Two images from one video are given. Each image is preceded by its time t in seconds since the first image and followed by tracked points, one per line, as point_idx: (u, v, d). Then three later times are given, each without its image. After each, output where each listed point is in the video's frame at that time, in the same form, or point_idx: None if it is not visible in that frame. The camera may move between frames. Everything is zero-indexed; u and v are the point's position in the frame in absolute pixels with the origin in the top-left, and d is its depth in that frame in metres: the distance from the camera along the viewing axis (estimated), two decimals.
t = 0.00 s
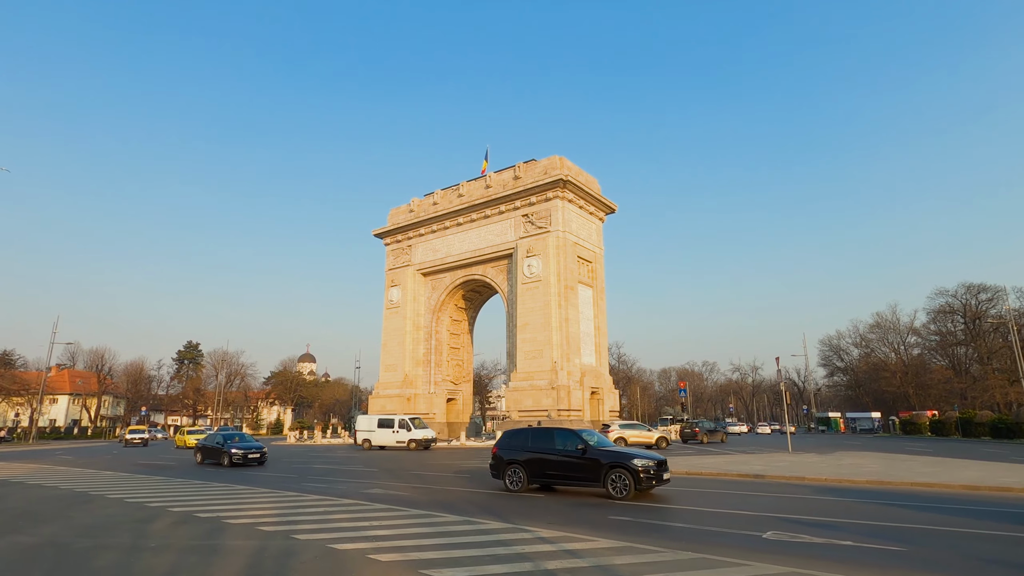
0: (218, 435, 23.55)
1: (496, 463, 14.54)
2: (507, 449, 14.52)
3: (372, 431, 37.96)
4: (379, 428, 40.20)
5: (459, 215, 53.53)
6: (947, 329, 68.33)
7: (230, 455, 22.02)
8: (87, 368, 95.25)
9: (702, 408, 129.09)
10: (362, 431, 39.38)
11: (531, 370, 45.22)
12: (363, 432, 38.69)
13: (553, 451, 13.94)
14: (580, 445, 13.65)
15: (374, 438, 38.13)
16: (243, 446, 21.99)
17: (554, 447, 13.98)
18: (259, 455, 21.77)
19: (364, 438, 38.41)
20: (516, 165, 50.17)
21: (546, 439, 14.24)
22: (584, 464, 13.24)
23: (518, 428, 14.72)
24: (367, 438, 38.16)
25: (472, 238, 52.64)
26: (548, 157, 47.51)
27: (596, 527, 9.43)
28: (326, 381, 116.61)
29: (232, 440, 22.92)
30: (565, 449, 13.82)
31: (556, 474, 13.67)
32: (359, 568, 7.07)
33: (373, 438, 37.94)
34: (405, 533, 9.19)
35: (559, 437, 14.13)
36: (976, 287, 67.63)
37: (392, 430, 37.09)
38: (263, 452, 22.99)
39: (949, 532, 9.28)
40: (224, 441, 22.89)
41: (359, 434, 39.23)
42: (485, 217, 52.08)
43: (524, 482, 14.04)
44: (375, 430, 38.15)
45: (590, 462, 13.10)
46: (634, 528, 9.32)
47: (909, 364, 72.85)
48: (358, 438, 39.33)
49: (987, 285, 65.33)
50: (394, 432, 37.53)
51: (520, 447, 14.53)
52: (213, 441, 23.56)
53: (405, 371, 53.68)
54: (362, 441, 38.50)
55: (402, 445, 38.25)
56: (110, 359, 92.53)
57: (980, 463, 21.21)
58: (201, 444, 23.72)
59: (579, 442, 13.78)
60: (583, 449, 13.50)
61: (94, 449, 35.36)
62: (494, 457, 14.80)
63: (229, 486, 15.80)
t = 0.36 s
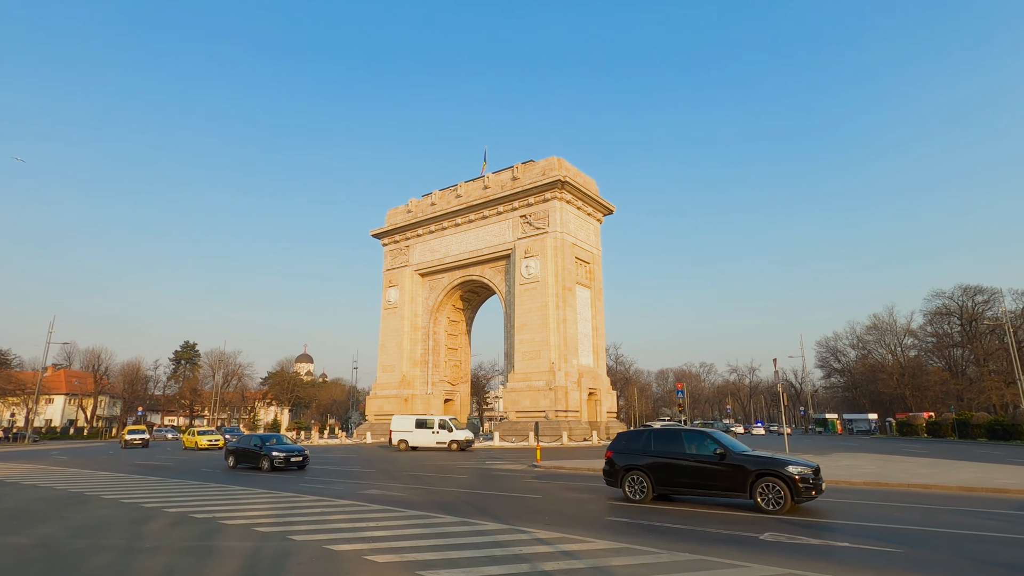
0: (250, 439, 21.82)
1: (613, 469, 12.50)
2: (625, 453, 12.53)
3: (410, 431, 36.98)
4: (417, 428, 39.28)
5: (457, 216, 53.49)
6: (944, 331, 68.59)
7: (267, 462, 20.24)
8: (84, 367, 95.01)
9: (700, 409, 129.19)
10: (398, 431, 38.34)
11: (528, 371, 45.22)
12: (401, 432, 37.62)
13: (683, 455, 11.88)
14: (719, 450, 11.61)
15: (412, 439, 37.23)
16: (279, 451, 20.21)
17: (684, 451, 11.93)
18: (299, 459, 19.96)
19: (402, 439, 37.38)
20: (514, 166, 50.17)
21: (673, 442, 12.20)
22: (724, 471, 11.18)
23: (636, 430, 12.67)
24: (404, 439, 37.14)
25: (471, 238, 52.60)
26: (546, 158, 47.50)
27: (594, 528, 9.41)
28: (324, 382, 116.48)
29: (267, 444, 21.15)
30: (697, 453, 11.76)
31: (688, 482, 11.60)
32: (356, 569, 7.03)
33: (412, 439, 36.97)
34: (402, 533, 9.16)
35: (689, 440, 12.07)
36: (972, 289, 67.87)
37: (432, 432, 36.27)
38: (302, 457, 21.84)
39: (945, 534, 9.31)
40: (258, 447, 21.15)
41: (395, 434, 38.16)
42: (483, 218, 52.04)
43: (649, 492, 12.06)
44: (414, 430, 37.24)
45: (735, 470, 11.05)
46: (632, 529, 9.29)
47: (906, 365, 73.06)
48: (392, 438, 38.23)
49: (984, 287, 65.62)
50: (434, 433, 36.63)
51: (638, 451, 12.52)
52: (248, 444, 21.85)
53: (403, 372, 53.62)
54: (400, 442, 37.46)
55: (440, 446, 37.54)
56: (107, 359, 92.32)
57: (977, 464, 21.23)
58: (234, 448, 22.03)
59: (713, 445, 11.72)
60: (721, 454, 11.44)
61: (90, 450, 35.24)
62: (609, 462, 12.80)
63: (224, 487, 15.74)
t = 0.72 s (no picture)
0: (292, 438, 20.12)
1: (771, 478, 10.99)
2: (783, 460, 11.04)
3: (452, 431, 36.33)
4: (458, 428, 38.76)
5: (455, 216, 53.49)
6: (941, 332, 68.83)
7: (319, 465, 18.67)
8: (81, 367, 94.80)
9: (698, 410, 129.46)
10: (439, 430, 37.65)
11: (527, 371, 45.20)
12: (443, 432, 36.87)
13: (860, 461, 10.38)
14: (907, 456, 10.05)
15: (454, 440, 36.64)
16: (329, 452, 18.67)
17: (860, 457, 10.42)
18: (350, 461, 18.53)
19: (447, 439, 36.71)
20: (513, 166, 50.20)
21: (843, 446, 10.69)
22: (919, 480, 9.66)
23: (794, 431, 11.21)
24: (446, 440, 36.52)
25: (469, 238, 52.59)
26: (545, 158, 47.53)
27: (591, 529, 9.42)
28: (322, 382, 116.59)
29: (314, 445, 19.45)
30: (878, 459, 10.25)
31: (871, 493, 10.09)
32: (353, 569, 7.01)
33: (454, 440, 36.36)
34: (399, 534, 9.15)
35: (865, 444, 10.56)
36: (969, 290, 68.16)
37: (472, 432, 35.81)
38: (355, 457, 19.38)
39: (941, 535, 9.33)
40: (304, 448, 19.47)
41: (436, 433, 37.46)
42: (482, 218, 52.02)
43: (818, 505, 10.55)
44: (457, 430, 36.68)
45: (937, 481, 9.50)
46: (630, 529, 9.29)
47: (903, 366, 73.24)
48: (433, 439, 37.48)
49: (981, 288, 65.89)
50: (478, 432, 36.07)
51: (798, 455, 11.04)
52: (292, 445, 20.11)
53: (401, 372, 53.61)
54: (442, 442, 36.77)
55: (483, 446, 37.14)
56: (104, 359, 92.22)
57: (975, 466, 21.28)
58: (274, 452, 20.20)
59: (899, 450, 10.19)
60: (913, 460, 9.91)
61: (88, 449, 35.21)
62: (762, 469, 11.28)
63: (222, 487, 15.72)
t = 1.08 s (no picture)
0: (355, 438, 18.41)
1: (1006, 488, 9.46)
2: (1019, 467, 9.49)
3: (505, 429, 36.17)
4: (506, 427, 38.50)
5: (457, 214, 53.49)
6: (944, 331, 68.66)
7: (388, 468, 16.99)
8: (84, 364, 95.09)
9: (699, 409, 129.43)
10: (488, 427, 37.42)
11: (529, 369, 45.25)
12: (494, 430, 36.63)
13: None
14: None
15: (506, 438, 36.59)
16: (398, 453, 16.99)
17: None
18: (420, 464, 16.88)
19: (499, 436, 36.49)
20: (515, 164, 50.22)
21: None
22: None
23: None
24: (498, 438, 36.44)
25: (471, 236, 52.61)
26: (547, 156, 47.54)
27: (594, 527, 9.44)
28: (324, 379, 116.89)
29: (380, 445, 17.74)
30: None
31: None
32: (356, 567, 7.01)
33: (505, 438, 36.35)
34: (401, 531, 9.17)
35: None
36: (972, 290, 67.92)
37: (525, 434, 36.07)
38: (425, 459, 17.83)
39: (943, 534, 9.37)
40: (369, 449, 17.77)
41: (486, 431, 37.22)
42: (484, 216, 52.02)
43: None
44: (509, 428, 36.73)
45: None
46: (631, 527, 9.30)
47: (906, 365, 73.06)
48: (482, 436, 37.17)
49: (984, 287, 65.69)
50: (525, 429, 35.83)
51: None
52: (354, 446, 18.37)
53: (403, 370, 53.70)
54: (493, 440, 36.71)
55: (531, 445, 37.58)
56: (107, 356, 92.50)
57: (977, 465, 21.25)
58: (336, 453, 18.50)
59: None
60: None
61: (92, 446, 35.31)
62: (989, 479, 9.73)
63: (224, 484, 15.76)
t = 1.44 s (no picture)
0: (431, 437, 16.73)
1: None
2: None
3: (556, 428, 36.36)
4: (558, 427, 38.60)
5: (462, 212, 53.50)
6: (952, 330, 68.15)
7: (475, 471, 15.43)
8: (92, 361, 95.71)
9: (705, 407, 129.19)
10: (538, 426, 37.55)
11: (534, 367, 45.26)
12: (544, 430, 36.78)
13: None
14: None
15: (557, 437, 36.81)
16: (487, 455, 15.50)
17: None
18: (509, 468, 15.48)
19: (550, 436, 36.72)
20: (520, 162, 50.22)
21: None
22: None
23: None
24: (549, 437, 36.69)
25: (476, 235, 52.63)
26: (552, 154, 47.47)
27: (599, 525, 9.42)
28: (330, 377, 117.39)
29: (463, 447, 16.11)
30: None
31: None
32: (363, 564, 7.04)
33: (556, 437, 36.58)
34: (407, 529, 9.21)
35: None
36: (981, 288, 67.36)
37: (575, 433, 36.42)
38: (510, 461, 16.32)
39: (952, 534, 9.33)
40: (450, 450, 16.16)
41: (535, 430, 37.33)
42: (489, 215, 51.99)
43: None
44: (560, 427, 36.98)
45: None
46: (636, 526, 9.30)
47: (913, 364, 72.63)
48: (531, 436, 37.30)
49: (993, 286, 65.16)
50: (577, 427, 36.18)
51: None
52: (430, 447, 16.63)
53: (408, 368, 53.85)
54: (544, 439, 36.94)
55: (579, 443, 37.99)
56: (115, 354, 93.21)
57: (984, 465, 21.15)
58: (409, 452, 16.73)
59: None
60: None
61: (101, 443, 35.61)
62: None
63: (231, 481, 15.84)
